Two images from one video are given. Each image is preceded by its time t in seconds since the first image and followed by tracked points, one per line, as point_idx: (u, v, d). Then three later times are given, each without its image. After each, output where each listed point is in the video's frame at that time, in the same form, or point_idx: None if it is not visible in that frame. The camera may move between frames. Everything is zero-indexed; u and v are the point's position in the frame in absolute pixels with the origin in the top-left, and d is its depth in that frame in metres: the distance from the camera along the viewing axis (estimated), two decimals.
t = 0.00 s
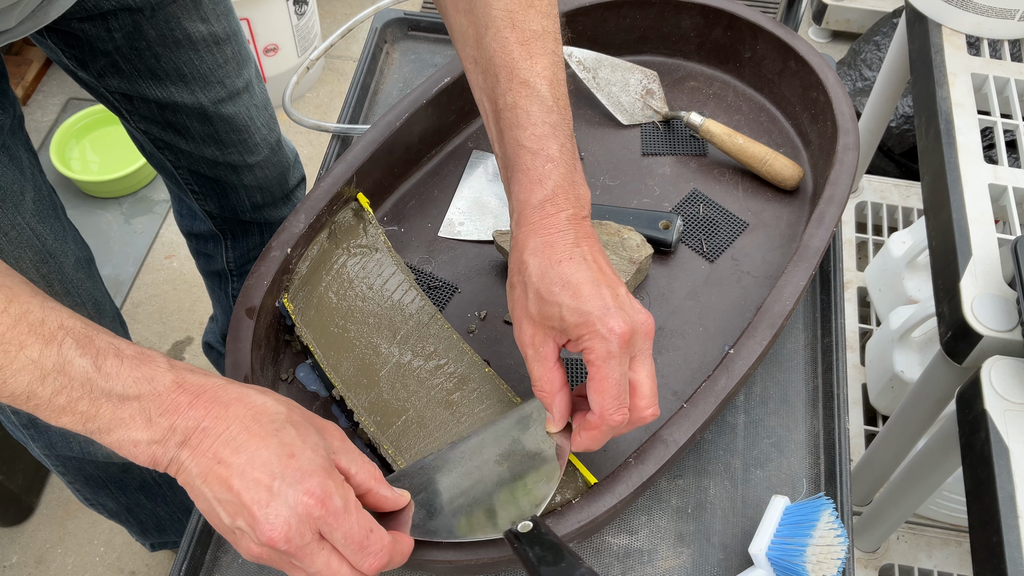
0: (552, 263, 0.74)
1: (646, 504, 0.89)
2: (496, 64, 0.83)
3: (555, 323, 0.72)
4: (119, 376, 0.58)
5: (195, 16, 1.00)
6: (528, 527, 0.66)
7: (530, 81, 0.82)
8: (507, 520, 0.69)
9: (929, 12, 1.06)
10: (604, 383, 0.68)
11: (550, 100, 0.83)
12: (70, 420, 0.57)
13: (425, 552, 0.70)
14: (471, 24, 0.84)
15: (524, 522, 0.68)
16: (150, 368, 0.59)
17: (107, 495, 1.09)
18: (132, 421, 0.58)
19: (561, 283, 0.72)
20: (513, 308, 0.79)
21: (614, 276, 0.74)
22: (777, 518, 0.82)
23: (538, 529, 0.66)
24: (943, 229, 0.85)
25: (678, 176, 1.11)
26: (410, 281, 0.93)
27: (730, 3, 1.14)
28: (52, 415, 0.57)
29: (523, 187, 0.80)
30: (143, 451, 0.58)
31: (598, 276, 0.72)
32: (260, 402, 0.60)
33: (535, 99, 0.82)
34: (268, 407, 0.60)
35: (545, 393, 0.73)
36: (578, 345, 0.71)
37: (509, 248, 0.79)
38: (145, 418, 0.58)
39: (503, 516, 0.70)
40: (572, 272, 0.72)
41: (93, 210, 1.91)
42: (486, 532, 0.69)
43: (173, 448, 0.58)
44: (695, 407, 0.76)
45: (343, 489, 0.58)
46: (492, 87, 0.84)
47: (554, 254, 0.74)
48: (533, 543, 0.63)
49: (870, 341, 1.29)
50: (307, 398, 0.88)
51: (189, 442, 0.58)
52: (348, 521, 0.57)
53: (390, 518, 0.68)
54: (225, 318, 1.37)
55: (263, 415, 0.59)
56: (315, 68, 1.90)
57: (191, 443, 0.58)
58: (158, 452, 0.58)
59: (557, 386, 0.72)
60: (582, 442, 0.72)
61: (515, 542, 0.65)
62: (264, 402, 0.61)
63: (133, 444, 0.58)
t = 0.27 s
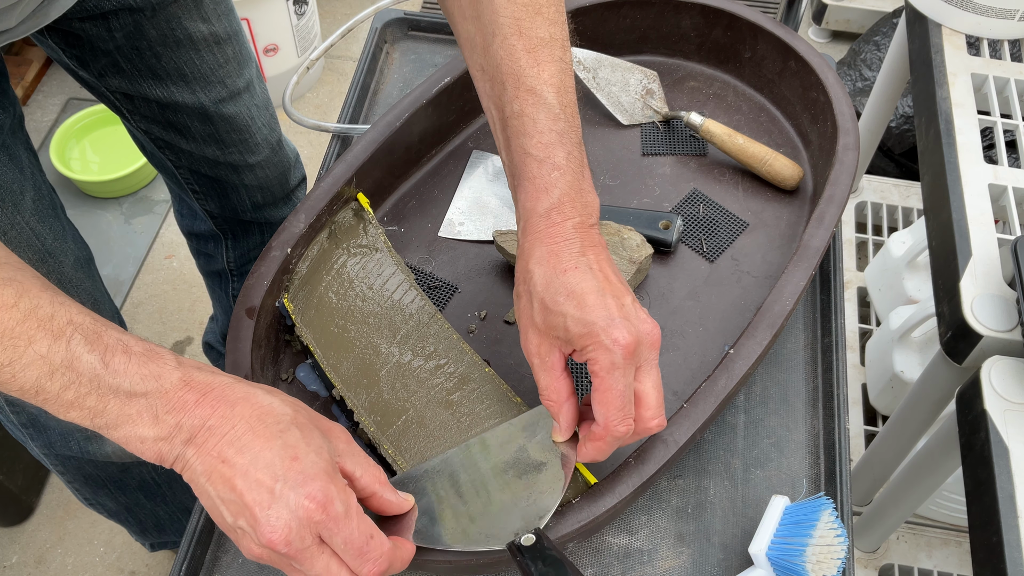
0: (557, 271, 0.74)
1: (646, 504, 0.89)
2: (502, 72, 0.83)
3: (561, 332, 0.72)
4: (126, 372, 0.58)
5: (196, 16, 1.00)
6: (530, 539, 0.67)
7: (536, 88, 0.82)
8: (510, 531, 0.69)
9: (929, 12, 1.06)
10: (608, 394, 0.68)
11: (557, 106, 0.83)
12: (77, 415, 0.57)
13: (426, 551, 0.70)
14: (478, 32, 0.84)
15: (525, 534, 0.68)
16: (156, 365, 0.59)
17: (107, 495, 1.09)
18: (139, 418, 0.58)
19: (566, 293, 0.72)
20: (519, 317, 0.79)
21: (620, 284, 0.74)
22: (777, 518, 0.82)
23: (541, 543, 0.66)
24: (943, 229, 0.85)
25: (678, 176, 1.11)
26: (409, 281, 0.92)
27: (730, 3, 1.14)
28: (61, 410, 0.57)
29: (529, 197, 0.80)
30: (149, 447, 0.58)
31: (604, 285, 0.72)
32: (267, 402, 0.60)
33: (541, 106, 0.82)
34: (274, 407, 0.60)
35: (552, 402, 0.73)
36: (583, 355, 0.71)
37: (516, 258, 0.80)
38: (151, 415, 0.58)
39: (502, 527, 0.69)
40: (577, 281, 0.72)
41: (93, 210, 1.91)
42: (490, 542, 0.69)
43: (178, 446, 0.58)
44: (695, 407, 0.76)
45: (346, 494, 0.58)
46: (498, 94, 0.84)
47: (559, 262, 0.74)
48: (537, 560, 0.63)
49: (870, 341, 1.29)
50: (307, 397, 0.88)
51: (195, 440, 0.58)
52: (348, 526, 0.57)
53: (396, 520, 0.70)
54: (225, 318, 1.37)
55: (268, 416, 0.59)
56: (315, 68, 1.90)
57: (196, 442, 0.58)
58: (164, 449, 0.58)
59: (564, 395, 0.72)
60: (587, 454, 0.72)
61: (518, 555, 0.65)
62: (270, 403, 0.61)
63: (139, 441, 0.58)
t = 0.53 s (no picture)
0: (562, 279, 0.72)
1: (645, 504, 0.89)
2: (502, 72, 0.83)
3: (564, 340, 0.71)
4: (128, 371, 0.58)
5: (197, 16, 1.00)
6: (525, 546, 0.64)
7: (540, 94, 0.82)
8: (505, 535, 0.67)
9: (929, 12, 1.06)
10: (611, 403, 0.67)
11: (562, 113, 0.82)
12: (79, 413, 0.57)
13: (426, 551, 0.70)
14: (481, 38, 0.84)
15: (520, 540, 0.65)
16: (158, 364, 0.59)
17: (106, 495, 1.09)
18: (141, 417, 0.58)
19: (569, 301, 0.71)
20: (523, 325, 0.78)
21: (626, 292, 0.73)
22: (777, 518, 0.82)
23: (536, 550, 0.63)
24: (943, 229, 0.85)
25: (678, 176, 1.11)
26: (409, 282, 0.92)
27: (730, 3, 1.14)
28: (63, 408, 0.57)
29: (534, 203, 0.80)
30: (150, 446, 0.58)
31: (609, 293, 0.71)
32: (268, 402, 0.60)
33: (547, 112, 0.81)
34: (275, 407, 0.60)
35: (557, 412, 0.72)
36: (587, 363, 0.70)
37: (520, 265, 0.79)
38: (153, 414, 0.58)
39: (494, 531, 0.68)
40: (581, 288, 0.71)
41: (93, 210, 1.91)
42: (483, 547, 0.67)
43: (179, 444, 0.58)
44: (695, 407, 0.76)
45: (344, 497, 0.57)
46: (503, 102, 0.84)
47: (563, 270, 0.73)
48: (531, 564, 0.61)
49: (870, 341, 1.29)
50: (307, 397, 0.88)
51: (196, 439, 0.58)
52: (346, 529, 0.57)
53: (393, 526, 0.68)
54: (225, 318, 1.37)
55: (269, 416, 0.59)
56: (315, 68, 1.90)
57: (197, 441, 0.58)
58: (164, 447, 0.58)
59: (569, 404, 0.71)
60: (591, 466, 0.70)
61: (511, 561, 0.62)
62: (271, 403, 0.60)
63: (141, 439, 0.58)
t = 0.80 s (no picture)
0: (570, 290, 0.72)
1: (646, 504, 0.89)
2: (502, 73, 0.83)
3: (572, 352, 0.71)
4: (131, 374, 0.58)
5: (197, 16, 1.00)
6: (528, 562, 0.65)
7: (550, 102, 0.81)
8: (508, 547, 0.67)
9: (929, 12, 1.06)
10: (618, 417, 0.67)
11: (571, 122, 0.81)
12: (83, 417, 0.57)
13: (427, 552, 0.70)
14: (492, 47, 0.84)
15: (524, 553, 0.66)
16: (162, 367, 0.59)
17: (106, 494, 1.09)
18: (144, 420, 0.58)
19: (577, 312, 0.71)
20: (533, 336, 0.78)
21: (636, 304, 0.73)
22: (777, 518, 0.82)
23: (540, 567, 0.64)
24: (943, 229, 0.85)
25: (678, 176, 1.11)
26: (409, 282, 0.92)
27: (730, 4, 1.14)
28: (67, 411, 0.57)
29: (543, 213, 0.79)
30: (154, 449, 0.59)
31: (618, 305, 0.71)
32: (271, 406, 0.60)
33: (557, 121, 0.81)
34: (278, 412, 0.60)
35: (566, 423, 0.72)
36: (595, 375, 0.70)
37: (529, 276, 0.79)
38: (156, 417, 0.58)
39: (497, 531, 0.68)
40: (589, 299, 0.71)
41: (93, 210, 1.91)
42: (486, 557, 0.66)
43: (183, 447, 0.58)
44: (695, 407, 0.77)
45: (346, 501, 0.57)
46: (515, 112, 0.83)
47: (571, 281, 0.73)
48: None
49: (870, 341, 1.29)
50: (307, 397, 0.88)
51: (199, 442, 0.58)
52: (348, 532, 0.57)
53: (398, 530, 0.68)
54: (225, 318, 1.37)
55: (272, 420, 0.59)
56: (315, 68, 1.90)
57: (200, 443, 0.58)
58: (168, 451, 0.58)
59: (577, 416, 0.71)
60: (598, 478, 0.70)
61: None
62: (274, 406, 0.60)
63: (144, 443, 0.58)
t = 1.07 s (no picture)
0: (582, 297, 0.71)
1: (646, 504, 0.89)
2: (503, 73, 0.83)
3: (583, 361, 0.69)
4: (140, 379, 0.57)
5: (196, 17, 1.00)
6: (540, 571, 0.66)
7: (561, 107, 0.80)
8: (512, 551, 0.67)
9: (929, 12, 1.06)
10: (630, 427, 0.66)
11: (582, 127, 0.80)
12: (91, 421, 0.57)
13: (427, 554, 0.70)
14: (501, 53, 0.84)
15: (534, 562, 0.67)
16: (172, 371, 0.59)
17: (106, 495, 1.09)
18: (153, 424, 0.58)
19: (589, 321, 0.69)
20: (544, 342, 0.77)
21: (649, 311, 0.71)
22: (777, 518, 0.82)
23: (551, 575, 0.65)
24: (943, 229, 0.85)
25: (678, 176, 1.11)
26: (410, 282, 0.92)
27: (730, 3, 1.14)
28: (76, 415, 0.57)
29: (555, 218, 0.78)
30: (163, 453, 0.58)
31: (631, 313, 0.69)
32: (280, 410, 0.60)
33: (566, 126, 0.80)
34: (287, 417, 0.60)
35: (577, 431, 0.71)
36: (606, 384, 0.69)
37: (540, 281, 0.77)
38: (165, 421, 0.58)
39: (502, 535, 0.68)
40: (601, 308, 0.70)
41: (93, 210, 1.91)
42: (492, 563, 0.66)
43: (191, 452, 0.58)
44: (695, 407, 0.77)
45: (355, 508, 0.57)
46: (524, 117, 0.83)
47: (583, 288, 0.72)
48: None
49: (870, 341, 1.29)
50: (307, 397, 0.88)
51: (207, 447, 0.58)
52: (355, 540, 0.57)
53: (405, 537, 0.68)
54: (225, 318, 1.37)
55: (281, 426, 0.59)
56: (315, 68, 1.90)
57: (209, 448, 0.58)
58: (177, 455, 0.58)
59: (589, 424, 0.70)
60: (607, 486, 0.70)
61: None
62: (283, 412, 0.60)
63: (154, 447, 0.58)
